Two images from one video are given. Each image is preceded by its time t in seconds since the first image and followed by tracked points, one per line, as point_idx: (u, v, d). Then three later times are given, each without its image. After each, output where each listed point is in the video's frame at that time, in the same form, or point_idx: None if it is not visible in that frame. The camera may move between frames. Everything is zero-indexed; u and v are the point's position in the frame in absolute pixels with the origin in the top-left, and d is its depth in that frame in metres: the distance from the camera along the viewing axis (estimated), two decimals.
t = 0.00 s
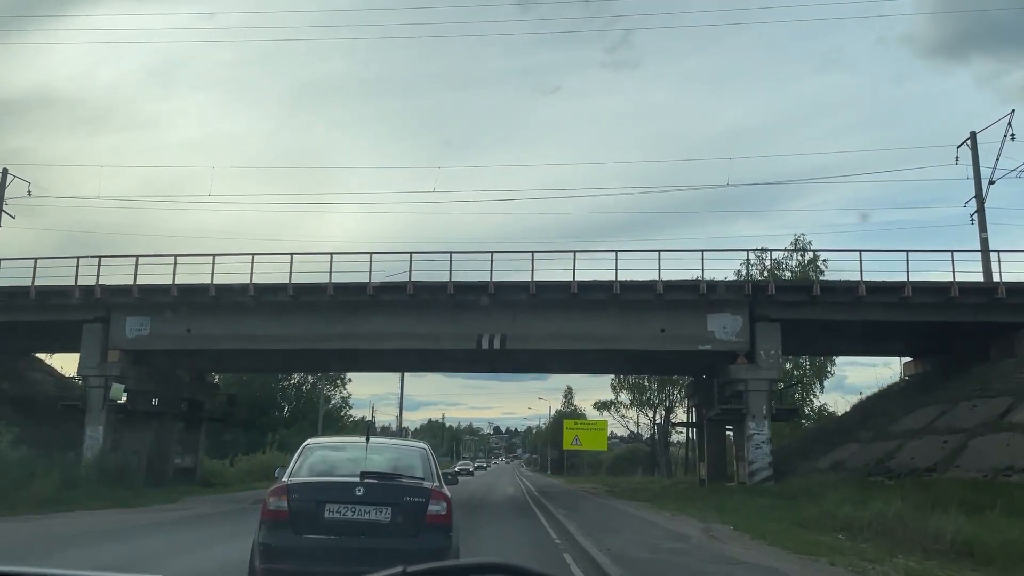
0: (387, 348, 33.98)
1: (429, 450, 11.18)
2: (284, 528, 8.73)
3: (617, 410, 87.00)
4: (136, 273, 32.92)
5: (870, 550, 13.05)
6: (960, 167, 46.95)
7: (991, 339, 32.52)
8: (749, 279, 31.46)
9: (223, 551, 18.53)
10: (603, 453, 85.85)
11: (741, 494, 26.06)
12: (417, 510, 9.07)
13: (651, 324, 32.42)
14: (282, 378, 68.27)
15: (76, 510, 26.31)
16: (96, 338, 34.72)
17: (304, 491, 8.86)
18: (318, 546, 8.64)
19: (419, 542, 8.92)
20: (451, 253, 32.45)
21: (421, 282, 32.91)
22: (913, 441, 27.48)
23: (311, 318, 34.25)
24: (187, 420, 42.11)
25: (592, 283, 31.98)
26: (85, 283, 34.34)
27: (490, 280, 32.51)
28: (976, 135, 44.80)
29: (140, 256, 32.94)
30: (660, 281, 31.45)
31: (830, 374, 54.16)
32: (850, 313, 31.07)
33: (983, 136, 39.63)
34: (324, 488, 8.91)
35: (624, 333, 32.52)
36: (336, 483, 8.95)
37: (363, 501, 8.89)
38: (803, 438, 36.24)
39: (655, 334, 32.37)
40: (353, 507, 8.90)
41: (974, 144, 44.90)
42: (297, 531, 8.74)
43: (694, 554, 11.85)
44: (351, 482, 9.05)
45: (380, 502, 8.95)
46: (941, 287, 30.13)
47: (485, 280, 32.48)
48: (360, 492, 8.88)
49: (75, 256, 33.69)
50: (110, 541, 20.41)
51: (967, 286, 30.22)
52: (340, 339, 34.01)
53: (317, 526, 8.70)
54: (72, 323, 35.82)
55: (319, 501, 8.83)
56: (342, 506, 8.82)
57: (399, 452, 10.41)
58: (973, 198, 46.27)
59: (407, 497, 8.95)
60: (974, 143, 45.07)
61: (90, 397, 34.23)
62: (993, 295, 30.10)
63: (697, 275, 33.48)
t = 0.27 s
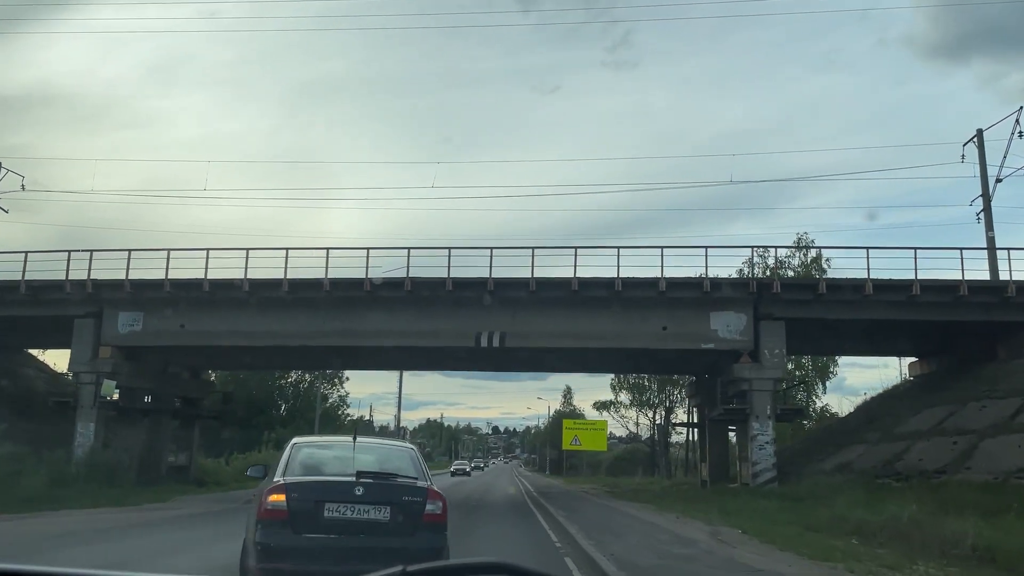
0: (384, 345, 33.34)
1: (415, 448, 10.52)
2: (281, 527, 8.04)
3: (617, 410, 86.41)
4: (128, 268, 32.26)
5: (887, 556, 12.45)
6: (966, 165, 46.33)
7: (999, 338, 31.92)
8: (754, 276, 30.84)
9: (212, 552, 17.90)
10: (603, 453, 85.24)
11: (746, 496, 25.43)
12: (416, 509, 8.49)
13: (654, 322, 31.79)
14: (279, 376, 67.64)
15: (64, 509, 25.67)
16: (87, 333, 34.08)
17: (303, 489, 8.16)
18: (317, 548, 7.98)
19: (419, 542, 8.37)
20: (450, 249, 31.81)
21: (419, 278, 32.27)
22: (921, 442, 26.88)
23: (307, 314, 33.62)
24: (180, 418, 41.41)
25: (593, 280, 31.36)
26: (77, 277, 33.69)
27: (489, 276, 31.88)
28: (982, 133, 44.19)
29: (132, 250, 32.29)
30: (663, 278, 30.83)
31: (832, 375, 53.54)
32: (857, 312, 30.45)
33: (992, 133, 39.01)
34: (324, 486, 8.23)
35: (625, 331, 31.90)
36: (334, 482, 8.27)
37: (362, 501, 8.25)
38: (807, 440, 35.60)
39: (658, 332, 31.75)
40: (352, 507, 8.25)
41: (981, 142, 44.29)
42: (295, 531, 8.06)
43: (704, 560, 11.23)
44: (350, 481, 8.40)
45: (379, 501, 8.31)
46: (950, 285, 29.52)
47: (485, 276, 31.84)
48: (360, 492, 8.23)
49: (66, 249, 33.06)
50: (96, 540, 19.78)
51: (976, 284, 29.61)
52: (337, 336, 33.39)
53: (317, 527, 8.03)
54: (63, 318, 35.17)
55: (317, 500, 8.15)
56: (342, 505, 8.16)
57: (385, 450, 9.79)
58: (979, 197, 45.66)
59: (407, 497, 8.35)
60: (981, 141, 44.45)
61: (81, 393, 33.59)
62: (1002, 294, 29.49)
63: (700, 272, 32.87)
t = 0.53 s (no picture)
0: (381, 342, 32.75)
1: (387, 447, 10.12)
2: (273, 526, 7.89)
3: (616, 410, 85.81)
4: (122, 263, 31.68)
5: (905, 561, 11.89)
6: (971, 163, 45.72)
7: (1008, 338, 31.33)
8: (759, 274, 30.26)
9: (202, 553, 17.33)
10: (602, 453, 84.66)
11: (751, 497, 24.91)
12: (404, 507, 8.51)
13: (656, 320, 31.20)
14: (276, 374, 66.99)
15: (53, 508, 25.07)
16: (80, 329, 33.49)
17: (297, 487, 8.03)
18: (310, 546, 7.90)
19: (407, 539, 8.41)
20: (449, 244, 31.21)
21: (417, 274, 31.67)
22: (929, 443, 26.31)
23: (303, 311, 33.03)
24: (175, 416, 40.83)
25: (595, 277, 30.77)
26: (69, 273, 33.07)
27: (489, 273, 31.29)
28: (989, 130, 43.59)
29: (126, 245, 31.70)
30: (666, 275, 30.24)
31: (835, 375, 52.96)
32: (864, 310, 29.86)
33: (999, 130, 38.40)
34: (317, 485, 8.12)
35: (627, 329, 31.31)
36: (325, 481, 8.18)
37: (354, 499, 8.20)
38: (811, 440, 35.05)
39: (660, 330, 31.16)
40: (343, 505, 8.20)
41: (987, 139, 43.68)
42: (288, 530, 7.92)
43: (714, 566, 10.69)
44: (341, 479, 8.31)
45: (370, 499, 8.28)
46: (958, 283, 28.94)
47: (484, 273, 31.25)
48: (352, 490, 8.18)
49: (58, 244, 32.46)
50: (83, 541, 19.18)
51: (986, 282, 29.03)
52: (334, 333, 32.80)
53: (311, 525, 7.92)
54: (55, 314, 34.58)
55: (310, 497, 8.05)
56: (334, 503, 8.08)
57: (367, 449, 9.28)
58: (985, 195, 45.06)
59: (398, 495, 8.33)
60: (987, 138, 43.84)
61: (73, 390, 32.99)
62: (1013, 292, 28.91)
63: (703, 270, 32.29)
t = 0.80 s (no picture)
0: (377, 339, 32.03)
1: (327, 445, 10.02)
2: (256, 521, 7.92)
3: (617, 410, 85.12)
4: (113, 257, 31.04)
5: (928, 567, 11.26)
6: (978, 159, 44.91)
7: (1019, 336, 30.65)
8: (764, 270, 29.62)
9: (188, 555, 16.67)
10: (602, 454, 84.03)
11: (756, 499, 24.30)
12: (375, 502, 8.80)
13: (659, 317, 30.57)
14: (274, 372, 66.34)
15: (41, 507, 24.42)
16: (70, 325, 32.87)
17: (277, 483, 8.13)
18: (291, 540, 8.05)
19: (381, 532, 8.70)
20: (447, 239, 30.55)
21: (415, 270, 31.01)
22: (939, 444, 25.67)
23: (299, 307, 32.38)
24: (169, 413, 40.21)
25: (597, 273, 30.12)
26: (59, 267, 32.44)
27: (488, 268, 30.62)
28: (996, 126, 42.81)
29: (118, 239, 31.06)
30: (670, 272, 29.62)
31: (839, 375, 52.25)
32: (872, 308, 29.18)
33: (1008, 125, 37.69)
34: (297, 480, 8.26)
35: (629, 326, 30.67)
36: (304, 477, 8.29)
37: (332, 493, 8.40)
38: (816, 441, 34.43)
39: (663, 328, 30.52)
40: (321, 500, 8.37)
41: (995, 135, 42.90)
42: (270, 524, 8.01)
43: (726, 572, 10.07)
44: (317, 476, 8.47)
45: (346, 495, 8.50)
46: (969, 280, 28.29)
47: (484, 268, 30.61)
48: (330, 485, 8.38)
49: (49, 238, 31.79)
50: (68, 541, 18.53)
51: (997, 279, 28.37)
52: (330, 330, 32.15)
53: (292, 520, 8.07)
54: (46, 309, 33.96)
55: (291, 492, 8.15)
56: (313, 498, 8.26)
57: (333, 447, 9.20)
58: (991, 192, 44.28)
59: (372, 490, 8.59)
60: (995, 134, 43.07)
61: (64, 387, 32.36)
62: None
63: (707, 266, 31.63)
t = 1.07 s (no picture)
0: (374, 336, 31.41)
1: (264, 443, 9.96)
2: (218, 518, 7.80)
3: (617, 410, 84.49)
4: (106, 251, 30.41)
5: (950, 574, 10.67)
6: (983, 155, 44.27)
7: None
8: (769, 267, 29.04)
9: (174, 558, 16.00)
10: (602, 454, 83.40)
11: (763, 500, 23.72)
12: (332, 499, 8.79)
13: (661, 315, 30.00)
14: (271, 372, 65.67)
15: (29, 508, 23.78)
16: (62, 321, 32.24)
17: (241, 480, 8.02)
18: (254, 538, 7.95)
19: (339, 528, 8.71)
20: (446, 234, 29.96)
21: (413, 266, 30.42)
22: (950, 444, 25.08)
23: (295, 304, 31.78)
24: (163, 412, 39.57)
25: (599, 270, 29.54)
26: (50, 263, 31.82)
27: (488, 264, 30.02)
28: (1002, 123, 42.23)
29: (111, 233, 30.45)
30: (673, 268, 29.04)
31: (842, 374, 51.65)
32: (879, 305, 28.60)
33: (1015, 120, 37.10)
34: (260, 477, 8.17)
35: (631, 324, 30.09)
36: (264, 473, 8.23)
37: (293, 491, 8.35)
38: (821, 441, 33.84)
39: (666, 326, 29.95)
40: (281, 497, 8.30)
41: (1000, 131, 42.33)
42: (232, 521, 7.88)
43: None
44: (277, 474, 8.41)
45: (306, 491, 8.47)
46: (978, 277, 27.71)
47: (483, 264, 30.02)
48: (292, 483, 8.34)
49: (40, 233, 31.16)
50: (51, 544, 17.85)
51: (1007, 276, 27.79)
52: (327, 327, 31.54)
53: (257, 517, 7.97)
54: (37, 306, 33.32)
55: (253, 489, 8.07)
56: (275, 495, 8.20)
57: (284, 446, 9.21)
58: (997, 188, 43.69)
59: (333, 487, 8.59)
60: (1000, 130, 42.48)
61: (55, 385, 31.72)
62: None
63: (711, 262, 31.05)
